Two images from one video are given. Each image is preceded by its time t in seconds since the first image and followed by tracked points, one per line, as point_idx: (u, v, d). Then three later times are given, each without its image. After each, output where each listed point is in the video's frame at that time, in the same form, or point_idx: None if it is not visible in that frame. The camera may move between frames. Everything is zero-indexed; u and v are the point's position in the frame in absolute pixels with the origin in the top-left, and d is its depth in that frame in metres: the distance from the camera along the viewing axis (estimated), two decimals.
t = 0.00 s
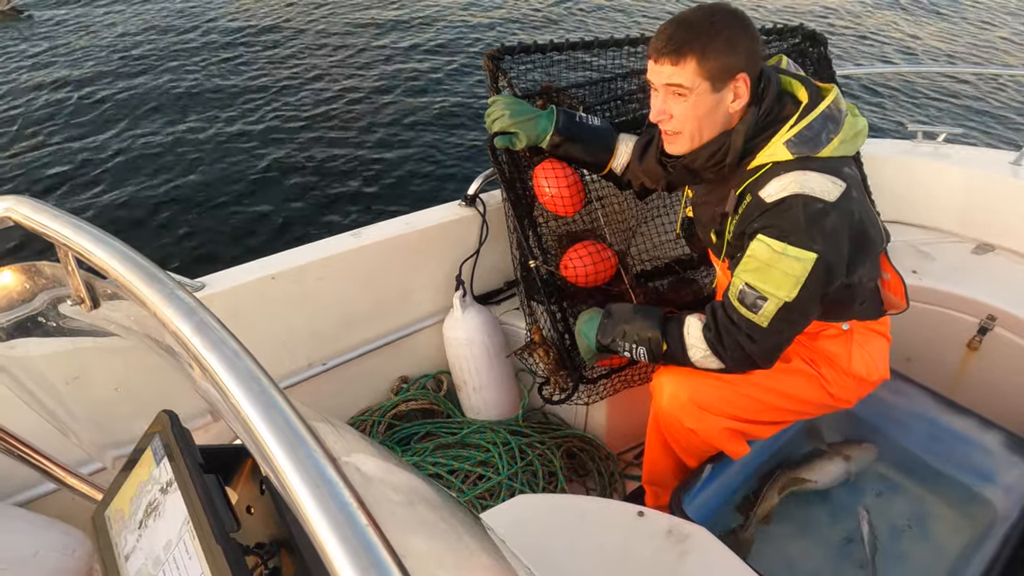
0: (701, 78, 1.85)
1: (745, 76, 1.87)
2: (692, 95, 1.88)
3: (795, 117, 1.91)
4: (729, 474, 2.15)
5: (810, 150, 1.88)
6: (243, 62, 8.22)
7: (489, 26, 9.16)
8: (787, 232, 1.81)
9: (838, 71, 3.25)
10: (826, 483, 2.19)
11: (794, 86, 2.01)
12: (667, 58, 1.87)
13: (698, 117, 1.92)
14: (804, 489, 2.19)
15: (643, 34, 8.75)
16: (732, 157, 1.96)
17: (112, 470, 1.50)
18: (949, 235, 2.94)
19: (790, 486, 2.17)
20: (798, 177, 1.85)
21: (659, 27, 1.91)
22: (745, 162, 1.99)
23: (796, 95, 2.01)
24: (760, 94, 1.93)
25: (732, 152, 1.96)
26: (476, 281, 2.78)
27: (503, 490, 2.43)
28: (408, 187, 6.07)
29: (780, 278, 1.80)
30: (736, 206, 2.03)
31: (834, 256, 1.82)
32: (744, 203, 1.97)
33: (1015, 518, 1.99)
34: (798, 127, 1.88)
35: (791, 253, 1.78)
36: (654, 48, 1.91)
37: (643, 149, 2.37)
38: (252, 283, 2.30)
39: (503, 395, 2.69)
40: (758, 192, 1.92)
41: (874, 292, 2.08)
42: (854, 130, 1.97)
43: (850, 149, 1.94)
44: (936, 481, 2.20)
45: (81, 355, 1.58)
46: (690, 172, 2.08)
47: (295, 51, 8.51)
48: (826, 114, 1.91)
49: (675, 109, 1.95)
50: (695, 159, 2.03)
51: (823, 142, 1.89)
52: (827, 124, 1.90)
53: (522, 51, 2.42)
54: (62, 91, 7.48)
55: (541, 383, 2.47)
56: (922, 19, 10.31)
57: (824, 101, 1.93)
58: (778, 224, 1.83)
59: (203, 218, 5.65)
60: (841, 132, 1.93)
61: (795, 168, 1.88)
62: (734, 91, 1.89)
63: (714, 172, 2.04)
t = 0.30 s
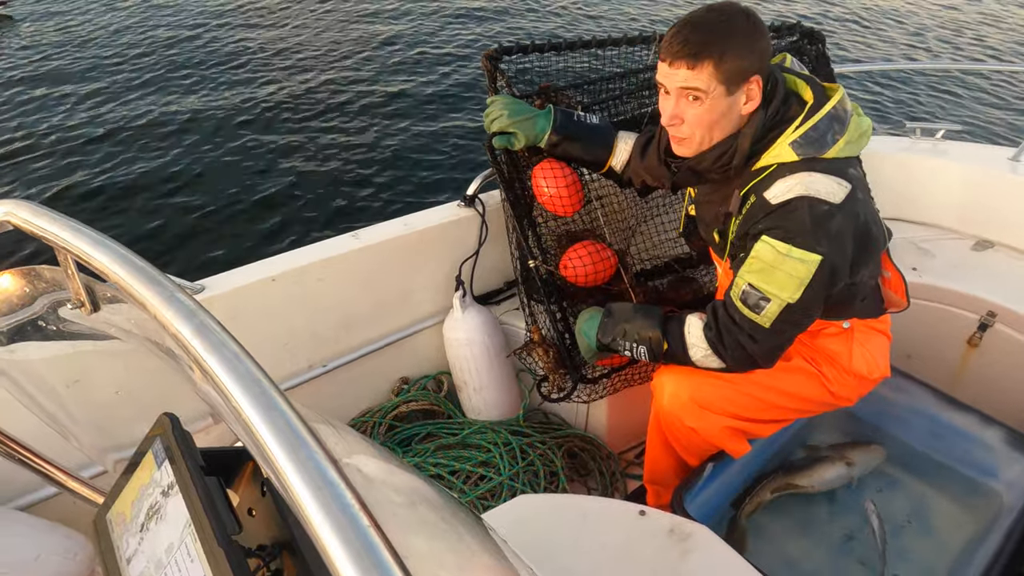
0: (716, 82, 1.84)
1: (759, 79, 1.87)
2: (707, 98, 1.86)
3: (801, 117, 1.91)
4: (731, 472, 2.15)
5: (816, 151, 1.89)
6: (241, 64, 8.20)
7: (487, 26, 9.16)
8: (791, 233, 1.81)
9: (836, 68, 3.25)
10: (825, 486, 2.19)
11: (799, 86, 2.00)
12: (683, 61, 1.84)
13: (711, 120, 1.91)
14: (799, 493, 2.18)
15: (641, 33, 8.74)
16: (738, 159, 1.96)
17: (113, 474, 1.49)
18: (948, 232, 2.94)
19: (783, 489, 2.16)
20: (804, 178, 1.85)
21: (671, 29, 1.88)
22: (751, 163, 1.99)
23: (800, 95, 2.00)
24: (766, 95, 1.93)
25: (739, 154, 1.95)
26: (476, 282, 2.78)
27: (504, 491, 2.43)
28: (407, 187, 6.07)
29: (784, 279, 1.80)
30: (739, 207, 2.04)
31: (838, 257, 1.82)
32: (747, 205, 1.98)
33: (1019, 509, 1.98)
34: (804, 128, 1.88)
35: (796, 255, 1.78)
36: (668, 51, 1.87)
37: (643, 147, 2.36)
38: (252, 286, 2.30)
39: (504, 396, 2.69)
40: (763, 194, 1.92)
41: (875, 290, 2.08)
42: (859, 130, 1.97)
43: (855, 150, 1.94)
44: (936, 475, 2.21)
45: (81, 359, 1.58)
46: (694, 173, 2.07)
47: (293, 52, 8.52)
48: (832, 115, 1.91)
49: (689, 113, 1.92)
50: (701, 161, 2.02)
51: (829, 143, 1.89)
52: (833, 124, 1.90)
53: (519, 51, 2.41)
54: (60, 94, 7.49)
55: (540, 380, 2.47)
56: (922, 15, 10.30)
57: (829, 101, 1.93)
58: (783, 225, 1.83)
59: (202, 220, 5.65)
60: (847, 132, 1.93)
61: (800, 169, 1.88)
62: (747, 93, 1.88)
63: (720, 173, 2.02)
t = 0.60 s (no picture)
0: (717, 84, 1.83)
1: (758, 80, 1.87)
2: (709, 101, 1.86)
3: (801, 119, 1.91)
4: (730, 473, 2.15)
5: (815, 153, 1.88)
6: (242, 63, 8.20)
7: (487, 25, 9.16)
8: (792, 235, 1.81)
9: (837, 68, 3.25)
10: (825, 484, 2.17)
11: (799, 87, 2.00)
12: (683, 66, 1.83)
13: (713, 123, 1.91)
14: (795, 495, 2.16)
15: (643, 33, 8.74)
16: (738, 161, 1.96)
17: (113, 473, 1.49)
18: (949, 233, 2.94)
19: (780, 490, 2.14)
20: (804, 180, 1.85)
21: (669, 33, 1.88)
22: (751, 165, 1.99)
23: (800, 97, 2.00)
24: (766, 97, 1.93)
25: (740, 156, 1.95)
26: (476, 282, 2.78)
27: (503, 490, 2.43)
28: (408, 186, 6.08)
29: (783, 281, 1.80)
30: (739, 208, 2.03)
31: (838, 259, 1.82)
32: (747, 207, 1.98)
33: (1017, 513, 2.00)
34: (803, 130, 1.88)
35: (795, 257, 1.78)
36: (667, 55, 1.87)
37: (643, 148, 2.36)
38: (251, 285, 2.30)
39: (503, 396, 2.69)
40: (763, 195, 1.92)
41: (875, 291, 2.08)
42: (860, 132, 1.96)
43: (855, 152, 1.94)
44: (936, 477, 2.20)
45: (82, 358, 1.58)
46: (695, 176, 2.07)
47: (294, 51, 8.51)
48: (831, 116, 1.90)
49: (690, 117, 1.92)
50: (703, 164, 2.02)
51: (828, 145, 1.88)
52: (832, 126, 1.90)
53: (520, 51, 2.41)
54: (60, 92, 7.48)
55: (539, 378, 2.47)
56: (923, 16, 10.31)
57: (830, 103, 1.92)
58: (783, 227, 1.83)
59: (203, 219, 5.65)
60: (847, 134, 1.92)
61: (800, 171, 1.88)
62: (747, 95, 1.88)
63: (721, 175, 2.02)
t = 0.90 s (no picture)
0: (723, 84, 1.83)
1: (760, 81, 1.88)
2: (715, 102, 1.85)
3: (801, 122, 1.91)
4: (727, 475, 2.15)
5: (815, 156, 1.88)
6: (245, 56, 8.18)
7: (491, 22, 9.14)
8: (792, 238, 1.81)
9: (840, 71, 3.24)
10: (820, 487, 2.21)
11: (800, 91, 2.00)
12: (689, 66, 1.82)
13: (718, 124, 1.90)
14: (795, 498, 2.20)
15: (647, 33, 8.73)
16: (741, 163, 1.95)
17: (111, 467, 1.49)
18: (950, 238, 2.93)
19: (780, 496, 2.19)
20: (804, 183, 1.85)
21: (671, 36, 1.87)
22: (750, 168, 1.98)
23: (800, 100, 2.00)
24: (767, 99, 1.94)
25: (740, 160, 1.95)
26: (475, 281, 2.78)
27: (500, 490, 2.43)
28: (409, 183, 6.06)
29: (782, 283, 1.80)
30: (739, 211, 2.03)
31: (837, 262, 1.82)
32: (747, 209, 1.97)
33: (1012, 521, 2.02)
34: (803, 133, 1.87)
35: (795, 260, 1.78)
36: (670, 57, 1.86)
37: (644, 149, 2.36)
38: (251, 281, 2.30)
39: (502, 395, 2.69)
40: (762, 198, 1.92)
41: (874, 296, 2.08)
42: (860, 135, 1.96)
43: (855, 155, 1.94)
44: (934, 485, 2.18)
45: (81, 353, 1.58)
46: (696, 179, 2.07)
47: (297, 45, 8.49)
48: (832, 120, 1.90)
49: (696, 118, 1.90)
50: (705, 167, 2.01)
51: (828, 148, 1.88)
52: (833, 130, 1.89)
53: (523, 51, 2.41)
54: (63, 83, 7.47)
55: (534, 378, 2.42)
56: (928, 21, 10.30)
57: (830, 107, 1.92)
58: (783, 230, 1.83)
59: (205, 214, 5.65)
60: (847, 137, 1.92)
61: (800, 174, 1.88)
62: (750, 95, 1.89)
63: (721, 179, 2.02)
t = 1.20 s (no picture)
0: (745, 92, 1.81)
1: (770, 85, 1.88)
2: (740, 110, 1.82)
3: (806, 129, 1.90)
4: (724, 479, 2.15)
5: (820, 163, 1.87)
6: (250, 50, 8.17)
7: (496, 20, 9.12)
8: (795, 245, 1.81)
9: (845, 78, 3.24)
10: (820, 494, 2.19)
11: (804, 98, 2.00)
12: (711, 78, 1.78)
13: (742, 133, 1.87)
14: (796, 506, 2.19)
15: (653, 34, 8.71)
16: (760, 165, 1.94)
17: (108, 459, 1.50)
18: (951, 246, 2.93)
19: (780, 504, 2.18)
20: (808, 191, 1.84)
21: (681, 52, 1.83)
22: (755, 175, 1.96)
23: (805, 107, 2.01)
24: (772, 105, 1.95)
25: (752, 173, 1.95)
26: (475, 280, 2.78)
27: (497, 490, 2.42)
28: (410, 180, 6.05)
29: (785, 290, 1.80)
30: (743, 217, 2.02)
31: (840, 269, 1.82)
32: (751, 216, 1.97)
33: (1010, 525, 2.02)
34: (808, 140, 1.86)
35: (799, 267, 1.78)
36: (689, 72, 1.81)
37: (647, 150, 2.36)
38: (251, 276, 2.30)
39: (501, 395, 2.69)
40: (767, 205, 1.91)
41: (874, 301, 2.08)
42: (865, 142, 1.95)
43: (859, 162, 1.93)
44: (931, 490, 2.19)
45: (80, 346, 1.57)
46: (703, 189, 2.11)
47: (301, 40, 8.48)
48: (837, 127, 1.89)
49: (721, 130, 1.85)
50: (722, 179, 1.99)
51: (833, 156, 1.87)
52: (837, 137, 1.88)
53: (528, 51, 2.41)
54: (67, 75, 7.47)
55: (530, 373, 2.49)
56: (936, 29, 10.28)
57: (834, 114, 1.92)
58: (787, 237, 1.83)
59: (207, 208, 5.65)
60: (851, 144, 1.90)
61: (805, 182, 1.88)
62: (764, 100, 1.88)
63: (727, 185, 2.01)
